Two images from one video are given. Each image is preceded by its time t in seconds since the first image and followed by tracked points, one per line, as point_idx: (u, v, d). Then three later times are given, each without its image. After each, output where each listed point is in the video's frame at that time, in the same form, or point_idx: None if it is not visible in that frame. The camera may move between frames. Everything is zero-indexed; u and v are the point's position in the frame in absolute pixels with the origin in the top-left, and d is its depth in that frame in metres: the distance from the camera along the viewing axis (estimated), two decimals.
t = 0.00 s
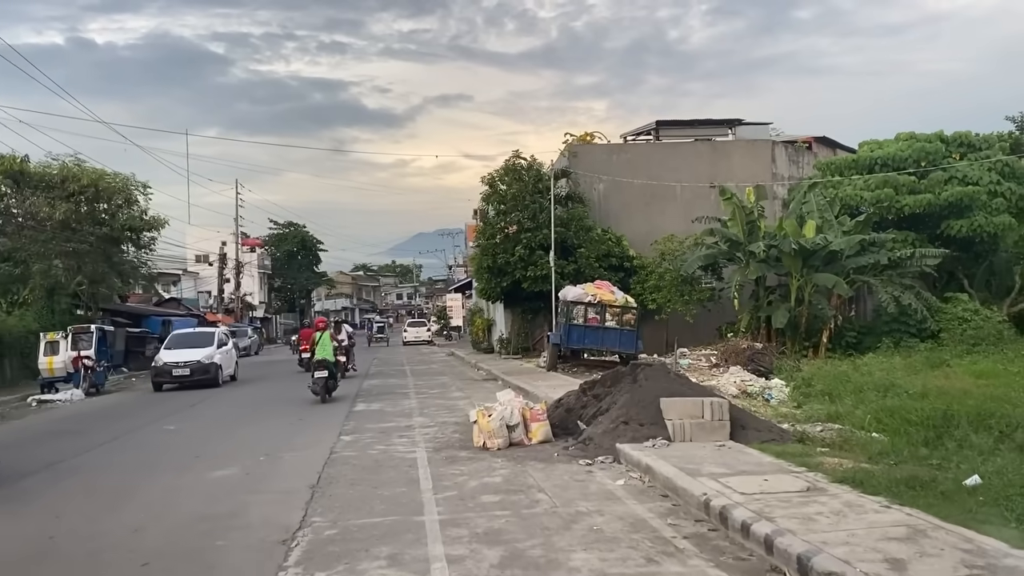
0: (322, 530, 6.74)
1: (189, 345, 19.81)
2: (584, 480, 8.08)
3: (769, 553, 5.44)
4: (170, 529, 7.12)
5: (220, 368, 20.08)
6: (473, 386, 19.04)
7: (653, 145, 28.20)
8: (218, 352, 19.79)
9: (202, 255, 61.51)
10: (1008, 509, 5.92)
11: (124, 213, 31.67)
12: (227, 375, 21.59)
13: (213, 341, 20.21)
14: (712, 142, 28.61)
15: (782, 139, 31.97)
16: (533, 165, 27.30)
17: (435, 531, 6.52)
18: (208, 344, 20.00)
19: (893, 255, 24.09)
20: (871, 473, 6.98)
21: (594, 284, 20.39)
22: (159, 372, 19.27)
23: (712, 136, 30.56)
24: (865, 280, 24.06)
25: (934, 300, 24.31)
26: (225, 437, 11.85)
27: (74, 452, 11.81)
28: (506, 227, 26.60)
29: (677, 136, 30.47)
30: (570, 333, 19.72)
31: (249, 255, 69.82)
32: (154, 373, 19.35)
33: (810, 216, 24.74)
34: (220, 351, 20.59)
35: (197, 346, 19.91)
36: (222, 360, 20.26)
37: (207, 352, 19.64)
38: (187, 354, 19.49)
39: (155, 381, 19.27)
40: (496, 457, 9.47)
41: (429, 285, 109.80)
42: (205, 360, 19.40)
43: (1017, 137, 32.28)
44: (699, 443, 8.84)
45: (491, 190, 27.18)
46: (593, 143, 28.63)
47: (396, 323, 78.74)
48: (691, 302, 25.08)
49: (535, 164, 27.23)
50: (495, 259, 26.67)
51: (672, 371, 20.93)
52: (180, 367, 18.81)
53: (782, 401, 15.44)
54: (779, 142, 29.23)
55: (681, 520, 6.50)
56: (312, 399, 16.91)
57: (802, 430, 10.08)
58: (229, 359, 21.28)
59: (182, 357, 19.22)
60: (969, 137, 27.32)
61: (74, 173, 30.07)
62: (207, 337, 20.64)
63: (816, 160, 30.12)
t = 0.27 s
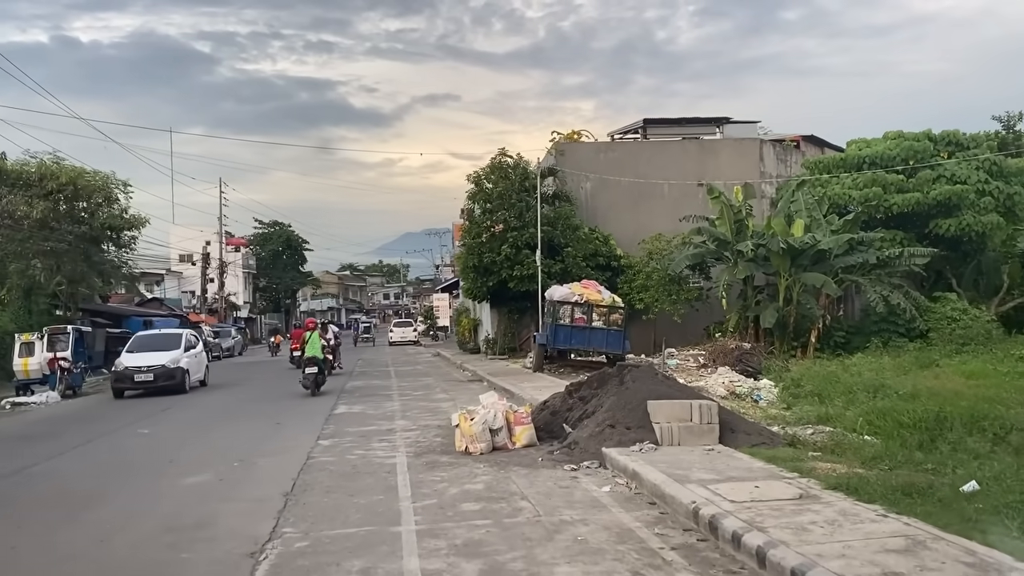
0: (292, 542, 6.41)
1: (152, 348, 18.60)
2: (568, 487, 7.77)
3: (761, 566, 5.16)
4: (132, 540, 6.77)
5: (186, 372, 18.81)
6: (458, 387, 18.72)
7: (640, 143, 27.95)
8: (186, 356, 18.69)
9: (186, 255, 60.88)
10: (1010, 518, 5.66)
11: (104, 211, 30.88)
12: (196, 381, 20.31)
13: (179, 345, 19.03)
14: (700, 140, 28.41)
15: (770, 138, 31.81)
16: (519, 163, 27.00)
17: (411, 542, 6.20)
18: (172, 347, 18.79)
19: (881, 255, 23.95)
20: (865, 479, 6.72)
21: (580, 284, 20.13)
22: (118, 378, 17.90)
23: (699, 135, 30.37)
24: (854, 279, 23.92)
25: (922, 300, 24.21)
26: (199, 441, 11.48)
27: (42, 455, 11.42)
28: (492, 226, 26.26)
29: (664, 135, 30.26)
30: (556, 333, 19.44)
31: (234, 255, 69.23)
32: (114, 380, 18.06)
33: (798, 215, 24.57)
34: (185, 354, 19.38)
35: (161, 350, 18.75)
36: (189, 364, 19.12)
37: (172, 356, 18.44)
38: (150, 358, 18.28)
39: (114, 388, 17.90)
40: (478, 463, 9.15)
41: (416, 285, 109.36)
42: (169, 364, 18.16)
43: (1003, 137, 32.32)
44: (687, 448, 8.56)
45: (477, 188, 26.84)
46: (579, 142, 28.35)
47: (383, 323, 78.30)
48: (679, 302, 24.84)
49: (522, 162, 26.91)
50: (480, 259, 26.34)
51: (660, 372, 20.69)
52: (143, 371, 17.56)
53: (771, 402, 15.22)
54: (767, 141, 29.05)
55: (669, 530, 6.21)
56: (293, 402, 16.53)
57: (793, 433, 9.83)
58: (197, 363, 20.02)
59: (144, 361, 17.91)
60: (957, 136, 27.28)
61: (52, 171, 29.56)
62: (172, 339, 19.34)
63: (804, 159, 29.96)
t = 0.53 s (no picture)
0: (262, 554, 6.10)
1: (112, 353, 17.27)
2: (552, 494, 7.48)
3: None
4: (93, 552, 6.44)
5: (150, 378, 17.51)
6: (442, 389, 18.41)
7: (627, 142, 27.71)
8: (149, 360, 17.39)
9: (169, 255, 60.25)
10: (1013, 526, 5.42)
11: (83, 211, 30.32)
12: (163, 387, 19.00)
13: (143, 348, 17.68)
14: (687, 139, 28.22)
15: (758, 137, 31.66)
16: (506, 162, 26.68)
17: (386, 554, 5.90)
18: (134, 351, 17.46)
19: (869, 254, 23.82)
20: (860, 486, 6.46)
21: (567, 284, 19.88)
22: (74, 386, 16.52)
23: (687, 134, 30.18)
24: (842, 279, 23.79)
25: (910, 300, 24.11)
26: (173, 446, 11.14)
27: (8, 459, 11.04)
28: (477, 225, 25.96)
29: (652, 134, 30.06)
30: (542, 334, 19.16)
31: (218, 255, 68.61)
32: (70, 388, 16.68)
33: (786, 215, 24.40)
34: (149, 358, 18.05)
35: (122, 354, 17.41)
36: (153, 369, 17.78)
37: (133, 361, 17.14)
38: (109, 364, 16.92)
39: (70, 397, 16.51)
40: (460, 468, 8.85)
41: (403, 285, 108.87)
42: (130, 370, 16.85)
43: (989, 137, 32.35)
44: (675, 452, 8.29)
45: (463, 187, 26.51)
46: (566, 140, 28.07)
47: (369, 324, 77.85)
48: (667, 302, 24.62)
49: (508, 161, 26.61)
50: (466, 259, 26.03)
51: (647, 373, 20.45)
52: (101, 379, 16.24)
53: (760, 404, 15.00)
54: (754, 140, 28.88)
55: (657, 540, 5.94)
56: (275, 404, 16.18)
57: (784, 436, 9.58)
58: (163, 368, 18.69)
59: (103, 367, 16.57)
60: (944, 136, 27.25)
61: (29, 169, 29.03)
62: (134, 343, 18.01)
63: (791, 159, 29.84)
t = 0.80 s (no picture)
0: (227, 569, 5.77)
1: (66, 359, 15.63)
2: (535, 503, 7.18)
3: None
4: (49, 564, 6.07)
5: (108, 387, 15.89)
6: (426, 391, 18.09)
7: (614, 142, 27.46)
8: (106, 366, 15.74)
9: (152, 255, 59.56)
10: (1016, 537, 5.16)
11: (62, 210, 29.81)
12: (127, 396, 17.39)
13: (101, 353, 16.06)
14: (675, 139, 28.02)
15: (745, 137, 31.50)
16: (492, 161, 26.35)
17: (359, 569, 5.58)
18: (90, 356, 15.83)
19: (857, 255, 23.67)
20: (855, 494, 6.20)
21: (553, 284, 19.61)
22: (22, 396, 14.86)
23: (674, 134, 29.98)
24: (830, 279, 23.64)
25: (899, 301, 24.00)
26: (145, 452, 10.76)
27: None
28: (463, 225, 25.64)
29: (639, 133, 29.83)
30: (529, 335, 18.84)
31: (202, 256, 67.94)
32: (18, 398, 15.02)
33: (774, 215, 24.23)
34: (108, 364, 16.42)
35: (77, 360, 15.78)
36: (112, 375, 16.20)
37: (89, 367, 15.50)
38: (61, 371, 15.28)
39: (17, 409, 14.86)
40: (440, 475, 8.54)
41: (390, 286, 108.34)
42: (84, 377, 15.20)
43: (975, 138, 32.39)
44: (663, 457, 8.01)
45: (448, 187, 26.16)
46: (553, 140, 27.78)
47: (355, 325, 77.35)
48: (654, 303, 24.37)
49: (494, 160, 26.30)
50: (451, 259, 25.69)
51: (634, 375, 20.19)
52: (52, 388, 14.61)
53: (748, 406, 14.77)
54: (742, 140, 28.70)
55: (644, 553, 5.65)
56: (255, 407, 15.78)
57: (774, 440, 9.34)
58: (124, 375, 17.09)
59: (54, 374, 14.93)
60: (932, 136, 27.21)
61: (6, 169, 28.22)
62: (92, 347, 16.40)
63: (779, 159, 29.70)
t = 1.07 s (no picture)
0: None
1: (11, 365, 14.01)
2: (519, 512, 6.84)
3: None
4: None
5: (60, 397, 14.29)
6: (411, 393, 17.74)
7: (603, 140, 27.18)
8: (56, 373, 14.14)
9: (137, 255, 58.88)
10: None
11: (41, 209, 29.15)
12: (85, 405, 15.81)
13: (50, 358, 14.43)
14: (664, 137, 27.78)
15: (735, 136, 31.30)
16: (479, 159, 26.01)
17: None
18: (39, 362, 14.21)
19: (848, 254, 23.48)
20: (853, 504, 5.92)
21: (541, 284, 19.32)
22: None
23: (664, 132, 29.74)
24: (820, 279, 23.45)
25: (889, 300, 23.84)
26: (116, 457, 10.37)
27: None
28: (450, 224, 25.28)
29: (628, 131, 29.58)
30: (516, 335, 18.50)
31: (188, 256, 67.32)
32: None
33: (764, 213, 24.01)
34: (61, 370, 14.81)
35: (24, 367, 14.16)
36: (64, 383, 14.60)
37: (37, 375, 13.90)
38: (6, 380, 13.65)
39: None
40: (420, 482, 8.19)
41: (378, 286, 107.85)
42: (31, 387, 13.60)
43: (965, 137, 32.33)
44: (652, 463, 7.70)
45: (434, 185, 25.80)
46: (541, 138, 27.47)
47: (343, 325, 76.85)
48: (643, 302, 24.10)
49: (481, 158, 25.97)
50: (438, 258, 25.33)
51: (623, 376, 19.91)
52: None
53: (739, 408, 14.51)
54: (731, 139, 28.47)
55: (631, 568, 5.33)
56: (235, 410, 15.39)
57: (767, 444, 9.05)
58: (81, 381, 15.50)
59: None
60: (922, 135, 27.10)
61: None
62: (43, 351, 14.78)
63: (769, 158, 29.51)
